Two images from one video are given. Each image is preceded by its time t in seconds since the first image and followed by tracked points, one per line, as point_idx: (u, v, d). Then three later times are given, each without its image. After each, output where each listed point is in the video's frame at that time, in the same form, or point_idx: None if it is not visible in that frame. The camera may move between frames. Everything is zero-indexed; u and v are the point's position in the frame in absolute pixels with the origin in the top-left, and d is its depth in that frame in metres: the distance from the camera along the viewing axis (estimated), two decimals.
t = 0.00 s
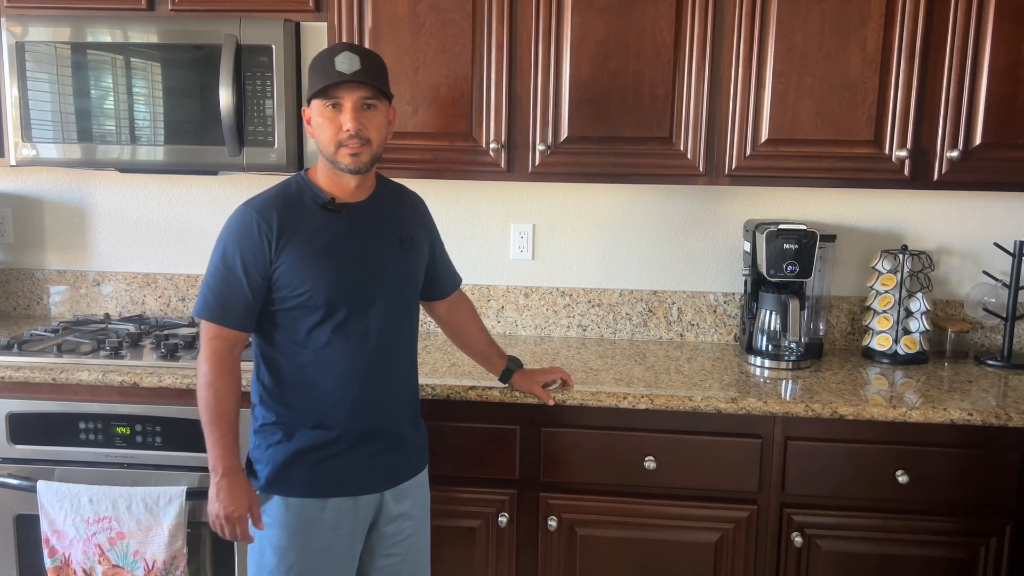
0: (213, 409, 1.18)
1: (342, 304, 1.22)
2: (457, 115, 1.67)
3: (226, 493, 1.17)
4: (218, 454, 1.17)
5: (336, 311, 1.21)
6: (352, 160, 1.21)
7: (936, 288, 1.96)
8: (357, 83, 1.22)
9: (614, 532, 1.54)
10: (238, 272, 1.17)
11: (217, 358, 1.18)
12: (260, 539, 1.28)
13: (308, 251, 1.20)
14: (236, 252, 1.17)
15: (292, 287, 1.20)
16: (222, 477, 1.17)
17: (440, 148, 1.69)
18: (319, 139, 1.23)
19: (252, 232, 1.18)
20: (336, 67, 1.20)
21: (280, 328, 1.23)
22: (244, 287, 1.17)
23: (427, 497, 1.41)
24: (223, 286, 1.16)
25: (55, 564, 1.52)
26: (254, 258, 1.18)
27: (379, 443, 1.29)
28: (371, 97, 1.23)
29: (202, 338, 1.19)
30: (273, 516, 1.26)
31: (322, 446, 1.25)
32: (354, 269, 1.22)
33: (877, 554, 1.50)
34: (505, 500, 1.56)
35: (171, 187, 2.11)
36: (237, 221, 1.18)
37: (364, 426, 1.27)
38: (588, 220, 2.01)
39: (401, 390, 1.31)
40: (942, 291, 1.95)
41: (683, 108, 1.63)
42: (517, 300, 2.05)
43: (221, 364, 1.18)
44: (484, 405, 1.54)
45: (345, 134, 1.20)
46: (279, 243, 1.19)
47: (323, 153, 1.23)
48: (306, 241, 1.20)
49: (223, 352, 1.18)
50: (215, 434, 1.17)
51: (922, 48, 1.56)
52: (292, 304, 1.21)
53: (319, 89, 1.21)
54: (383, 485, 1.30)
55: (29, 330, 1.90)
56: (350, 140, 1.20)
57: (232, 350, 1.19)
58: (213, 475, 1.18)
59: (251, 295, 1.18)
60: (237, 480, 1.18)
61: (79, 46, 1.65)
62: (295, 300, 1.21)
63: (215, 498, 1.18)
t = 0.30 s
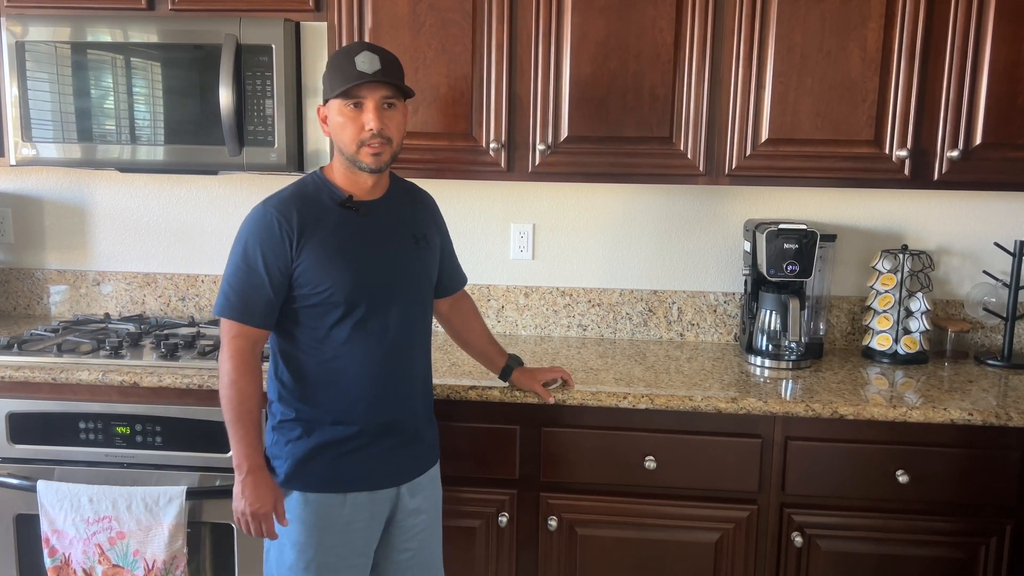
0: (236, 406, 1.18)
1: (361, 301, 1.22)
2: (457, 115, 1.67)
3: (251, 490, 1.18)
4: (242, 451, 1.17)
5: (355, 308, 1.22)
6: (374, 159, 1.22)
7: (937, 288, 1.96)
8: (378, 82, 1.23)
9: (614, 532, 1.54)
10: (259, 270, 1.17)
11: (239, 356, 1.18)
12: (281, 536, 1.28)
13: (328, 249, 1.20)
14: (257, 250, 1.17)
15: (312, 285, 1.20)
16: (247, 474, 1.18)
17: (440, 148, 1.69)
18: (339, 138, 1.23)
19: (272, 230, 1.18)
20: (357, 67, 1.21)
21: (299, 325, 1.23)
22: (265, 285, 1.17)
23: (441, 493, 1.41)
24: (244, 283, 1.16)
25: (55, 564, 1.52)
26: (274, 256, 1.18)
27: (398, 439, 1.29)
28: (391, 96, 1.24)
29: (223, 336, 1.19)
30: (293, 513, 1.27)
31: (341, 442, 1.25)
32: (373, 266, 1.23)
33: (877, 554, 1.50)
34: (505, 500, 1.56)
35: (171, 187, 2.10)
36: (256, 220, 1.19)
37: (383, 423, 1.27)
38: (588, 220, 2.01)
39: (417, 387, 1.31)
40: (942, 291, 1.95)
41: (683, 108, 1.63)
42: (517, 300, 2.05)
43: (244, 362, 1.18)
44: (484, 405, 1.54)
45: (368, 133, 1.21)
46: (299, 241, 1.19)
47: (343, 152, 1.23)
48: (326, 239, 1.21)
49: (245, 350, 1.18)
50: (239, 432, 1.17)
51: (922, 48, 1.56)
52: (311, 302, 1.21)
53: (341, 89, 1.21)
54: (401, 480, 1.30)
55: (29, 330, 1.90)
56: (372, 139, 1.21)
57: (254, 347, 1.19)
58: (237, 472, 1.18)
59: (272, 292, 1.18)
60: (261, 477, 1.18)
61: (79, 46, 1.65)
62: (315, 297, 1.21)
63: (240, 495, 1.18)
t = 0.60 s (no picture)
0: (246, 405, 1.17)
1: (367, 302, 1.22)
2: (457, 115, 1.67)
3: (264, 487, 1.16)
4: (254, 450, 1.16)
5: (361, 309, 1.22)
6: (380, 160, 1.22)
7: (937, 287, 1.95)
8: (383, 84, 1.23)
9: (615, 532, 1.54)
10: (267, 271, 1.17)
11: (247, 355, 1.16)
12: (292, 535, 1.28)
13: (335, 250, 1.20)
14: (264, 251, 1.17)
15: (320, 286, 1.20)
16: (260, 472, 1.16)
17: (441, 148, 1.69)
18: (344, 140, 1.24)
19: (279, 231, 1.18)
20: (362, 69, 1.21)
21: (305, 326, 1.23)
22: (273, 286, 1.17)
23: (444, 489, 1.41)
24: (252, 285, 1.16)
25: (55, 564, 1.52)
26: (282, 257, 1.18)
27: (404, 438, 1.29)
28: (396, 98, 1.25)
29: (230, 337, 1.18)
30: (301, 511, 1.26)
31: (348, 442, 1.25)
32: (379, 267, 1.23)
33: (878, 554, 1.50)
34: (506, 500, 1.56)
35: (171, 186, 2.10)
36: (264, 221, 1.18)
37: (389, 422, 1.27)
38: (588, 220, 2.01)
39: (423, 386, 1.31)
40: (943, 291, 1.95)
41: (684, 108, 1.62)
42: (518, 300, 2.05)
43: (253, 361, 1.17)
44: (484, 404, 1.54)
45: (374, 135, 1.21)
46: (307, 242, 1.19)
47: (349, 154, 1.24)
48: (333, 239, 1.20)
49: (253, 349, 1.17)
50: (250, 430, 1.17)
51: (922, 47, 1.56)
52: (318, 303, 1.21)
53: (346, 91, 1.21)
54: (406, 479, 1.30)
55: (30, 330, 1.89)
56: (378, 141, 1.21)
57: (262, 346, 1.18)
58: (250, 470, 1.17)
59: (280, 294, 1.18)
60: (275, 474, 1.17)
61: (79, 46, 1.65)
62: (322, 298, 1.21)
63: (253, 493, 1.17)
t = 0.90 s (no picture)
0: (239, 407, 1.18)
1: (361, 301, 1.22)
2: (458, 115, 1.67)
3: (257, 488, 1.17)
4: (247, 451, 1.17)
5: (355, 308, 1.22)
6: (368, 158, 1.22)
7: (938, 287, 1.95)
8: (372, 81, 1.23)
9: (615, 532, 1.54)
10: (259, 272, 1.17)
11: (241, 356, 1.17)
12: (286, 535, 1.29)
13: (327, 250, 1.20)
14: (256, 253, 1.17)
15: (313, 286, 1.20)
16: (253, 473, 1.17)
17: (441, 148, 1.69)
18: (334, 139, 1.24)
19: (271, 232, 1.18)
20: (351, 67, 1.21)
21: (300, 326, 1.23)
22: (265, 287, 1.17)
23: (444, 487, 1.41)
24: (245, 286, 1.16)
25: (56, 564, 1.52)
26: (275, 259, 1.18)
27: (401, 438, 1.29)
28: (385, 95, 1.24)
29: (224, 338, 1.19)
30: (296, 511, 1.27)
31: (344, 442, 1.25)
32: (373, 266, 1.23)
33: (878, 554, 1.50)
34: (506, 500, 1.56)
35: (172, 186, 2.10)
36: (256, 223, 1.19)
37: (386, 421, 1.27)
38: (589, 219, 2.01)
39: (421, 385, 1.31)
40: (943, 291, 1.95)
41: (685, 107, 1.62)
42: (518, 300, 2.05)
43: (247, 362, 1.18)
44: (484, 404, 1.54)
45: (362, 132, 1.21)
46: (299, 243, 1.19)
47: (338, 153, 1.24)
48: (325, 239, 1.21)
49: (247, 351, 1.18)
50: (243, 432, 1.17)
51: (923, 47, 1.56)
52: (312, 303, 1.21)
53: (334, 89, 1.22)
54: (404, 479, 1.30)
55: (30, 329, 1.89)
56: (366, 139, 1.21)
57: (256, 348, 1.19)
58: (243, 471, 1.18)
59: (272, 295, 1.18)
60: (268, 474, 1.18)
61: (80, 45, 1.65)
62: (316, 298, 1.21)
63: (246, 493, 1.18)
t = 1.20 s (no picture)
0: (224, 409, 1.18)
1: (350, 300, 1.22)
2: (458, 115, 1.67)
3: (236, 491, 1.18)
4: (229, 454, 1.18)
5: (344, 307, 1.22)
6: (352, 155, 1.22)
7: (939, 287, 1.95)
8: (353, 77, 1.23)
9: (616, 532, 1.54)
10: (246, 272, 1.18)
11: (228, 359, 1.18)
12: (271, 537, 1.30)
13: (314, 249, 1.20)
14: (242, 253, 1.18)
15: (300, 285, 1.21)
16: (233, 476, 1.18)
17: (442, 148, 1.69)
18: (318, 137, 1.24)
19: (257, 232, 1.19)
20: (330, 64, 1.21)
21: (289, 326, 1.24)
22: (252, 287, 1.18)
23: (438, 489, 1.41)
24: (231, 286, 1.17)
25: (57, 564, 1.52)
26: (261, 259, 1.19)
27: (392, 437, 1.29)
28: (366, 91, 1.24)
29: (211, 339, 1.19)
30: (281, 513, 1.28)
31: (335, 441, 1.25)
32: (362, 264, 1.23)
33: (878, 554, 1.50)
34: (507, 500, 1.56)
35: (173, 186, 2.11)
36: (242, 223, 1.19)
37: (376, 420, 1.27)
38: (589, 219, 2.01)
39: (412, 384, 1.31)
40: (944, 291, 1.95)
41: (686, 108, 1.63)
42: (519, 300, 2.04)
43: (232, 364, 1.18)
44: (485, 404, 1.54)
45: (344, 129, 1.22)
46: (286, 243, 1.20)
47: (323, 151, 1.24)
48: (312, 238, 1.21)
49: (234, 353, 1.19)
50: (226, 434, 1.18)
51: (924, 47, 1.56)
52: (300, 302, 1.22)
53: (314, 87, 1.22)
54: (396, 480, 1.30)
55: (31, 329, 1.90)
56: (348, 136, 1.21)
57: (243, 350, 1.20)
58: (224, 473, 1.19)
59: (259, 294, 1.18)
60: (248, 479, 1.19)
61: (81, 45, 1.65)
62: (303, 297, 1.21)
63: (226, 496, 1.19)
